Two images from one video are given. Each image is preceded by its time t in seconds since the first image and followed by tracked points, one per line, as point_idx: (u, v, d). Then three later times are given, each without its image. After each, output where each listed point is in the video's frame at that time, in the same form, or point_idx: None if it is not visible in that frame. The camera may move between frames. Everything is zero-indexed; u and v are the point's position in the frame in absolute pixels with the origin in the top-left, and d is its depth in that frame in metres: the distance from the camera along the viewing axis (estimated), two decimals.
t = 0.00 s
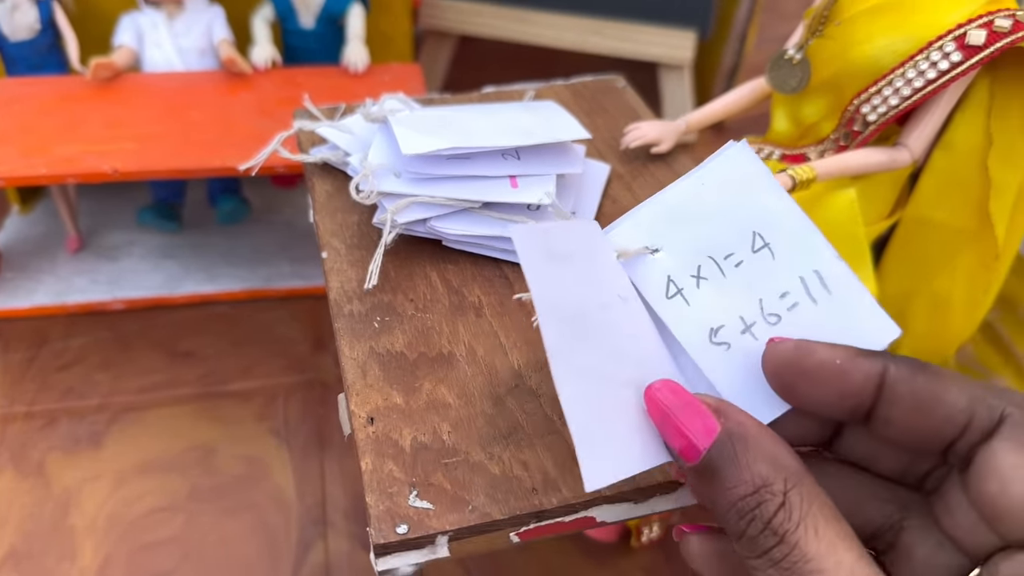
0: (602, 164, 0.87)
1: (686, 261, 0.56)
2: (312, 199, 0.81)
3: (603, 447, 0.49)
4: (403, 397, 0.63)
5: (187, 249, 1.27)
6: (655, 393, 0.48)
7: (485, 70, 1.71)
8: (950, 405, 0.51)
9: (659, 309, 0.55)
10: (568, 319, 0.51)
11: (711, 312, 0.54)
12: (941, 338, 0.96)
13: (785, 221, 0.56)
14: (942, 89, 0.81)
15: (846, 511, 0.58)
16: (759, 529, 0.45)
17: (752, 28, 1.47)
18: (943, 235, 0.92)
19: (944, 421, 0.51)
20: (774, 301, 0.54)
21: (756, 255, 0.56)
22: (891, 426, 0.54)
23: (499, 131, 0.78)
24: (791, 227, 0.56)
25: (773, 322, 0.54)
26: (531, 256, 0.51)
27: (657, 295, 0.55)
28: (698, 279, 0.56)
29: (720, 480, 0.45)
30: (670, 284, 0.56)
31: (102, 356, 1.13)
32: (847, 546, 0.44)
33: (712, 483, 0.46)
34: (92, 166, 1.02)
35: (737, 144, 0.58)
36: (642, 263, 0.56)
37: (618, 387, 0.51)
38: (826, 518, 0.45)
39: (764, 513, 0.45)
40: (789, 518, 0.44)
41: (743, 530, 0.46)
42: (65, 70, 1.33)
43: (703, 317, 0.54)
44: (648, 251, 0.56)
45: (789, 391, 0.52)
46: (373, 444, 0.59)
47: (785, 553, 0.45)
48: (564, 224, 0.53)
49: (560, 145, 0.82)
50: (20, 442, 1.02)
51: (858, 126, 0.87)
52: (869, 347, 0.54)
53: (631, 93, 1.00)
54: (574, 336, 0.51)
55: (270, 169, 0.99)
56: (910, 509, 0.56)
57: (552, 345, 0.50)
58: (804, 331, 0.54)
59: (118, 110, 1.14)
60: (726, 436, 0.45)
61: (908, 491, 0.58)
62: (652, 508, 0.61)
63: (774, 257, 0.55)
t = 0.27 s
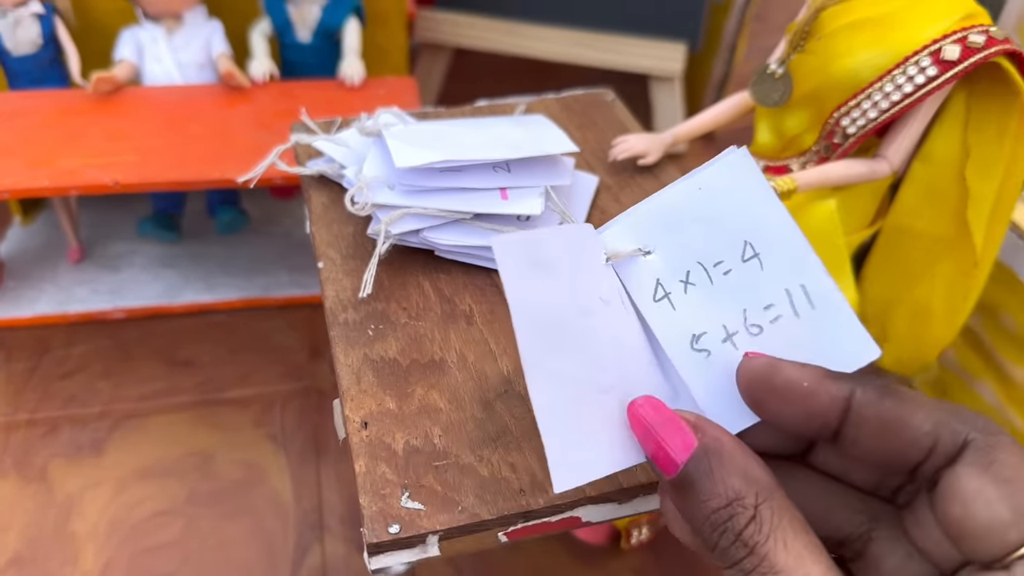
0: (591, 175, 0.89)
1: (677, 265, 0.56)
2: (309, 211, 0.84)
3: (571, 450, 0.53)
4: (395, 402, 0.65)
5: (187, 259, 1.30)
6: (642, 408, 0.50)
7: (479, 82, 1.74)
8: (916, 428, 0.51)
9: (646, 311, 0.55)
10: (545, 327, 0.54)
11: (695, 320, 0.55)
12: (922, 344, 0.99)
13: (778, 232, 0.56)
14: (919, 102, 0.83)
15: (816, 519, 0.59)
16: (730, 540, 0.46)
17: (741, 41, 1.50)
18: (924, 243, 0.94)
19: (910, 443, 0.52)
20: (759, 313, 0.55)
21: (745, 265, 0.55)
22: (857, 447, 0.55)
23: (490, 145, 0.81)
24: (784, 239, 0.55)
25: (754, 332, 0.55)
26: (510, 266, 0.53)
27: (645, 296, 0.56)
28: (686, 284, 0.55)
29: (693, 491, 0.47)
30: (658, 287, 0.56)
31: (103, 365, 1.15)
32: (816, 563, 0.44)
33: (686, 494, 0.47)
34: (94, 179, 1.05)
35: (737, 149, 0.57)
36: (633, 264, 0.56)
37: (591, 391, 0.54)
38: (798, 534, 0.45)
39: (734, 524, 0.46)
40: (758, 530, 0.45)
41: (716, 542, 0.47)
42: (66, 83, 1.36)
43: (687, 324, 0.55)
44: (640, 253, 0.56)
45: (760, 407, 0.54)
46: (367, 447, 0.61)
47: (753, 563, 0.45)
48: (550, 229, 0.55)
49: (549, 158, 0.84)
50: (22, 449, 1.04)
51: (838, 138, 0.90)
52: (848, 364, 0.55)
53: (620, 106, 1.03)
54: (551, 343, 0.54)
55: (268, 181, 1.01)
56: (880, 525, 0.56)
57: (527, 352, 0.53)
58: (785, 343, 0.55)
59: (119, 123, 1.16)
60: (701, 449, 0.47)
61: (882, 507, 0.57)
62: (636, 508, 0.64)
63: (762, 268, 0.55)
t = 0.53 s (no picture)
0: (580, 189, 0.92)
1: (659, 269, 0.58)
2: (307, 223, 0.87)
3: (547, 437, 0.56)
4: (390, 405, 0.68)
5: (187, 270, 1.33)
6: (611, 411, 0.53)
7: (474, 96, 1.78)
8: (869, 437, 0.55)
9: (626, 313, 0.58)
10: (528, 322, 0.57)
11: (671, 323, 0.58)
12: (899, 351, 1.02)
13: (755, 246, 0.59)
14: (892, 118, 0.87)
15: (780, 517, 0.63)
16: (690, 535, 0.49)
17: (728, 56, 1.54)
18: (900, 253, 0.98)
19: (862, 452, 0.55)
20: (731, 321, 0.59)
21: (721, 275, 0.59)
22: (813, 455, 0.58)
23: (481, 160, 0.85)
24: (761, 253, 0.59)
25: (725, 339, 0.59)
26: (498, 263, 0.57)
27: (625, 298, 0.59)
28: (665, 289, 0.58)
29: (658, 490, 0.50)
30: (638, 290, 0.58)
31: (106, 373, 1.18)
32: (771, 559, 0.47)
33: (651, 494, 0.50)
34: (98, 193, 1.08)
35: (723, 164, 0.60)
36: (617, 267, 0.59)
37: (570, 386, 0.57)
38: (755, 531, 0.48)
39: (695, 521, 0.49)
40: (716, 527, 0.48)
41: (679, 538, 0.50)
42: (70, 99, 1.40)
43: (662, 326, 0.58)
44: (624, 257, 0.59)
45: (726, 413, 0.56)
46: (362, 449, 0.64)
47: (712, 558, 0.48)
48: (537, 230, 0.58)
49: (538, 173, 0.88)
50: (28, 455, 1.07)
51: (814, 153, 0.93)
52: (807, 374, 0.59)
53: (608, 121, 1.07)
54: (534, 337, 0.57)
55: (268, 195, 1.05)
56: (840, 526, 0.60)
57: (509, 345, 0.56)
58: (751, 353, 0.59)
59: (123, 138, 1.20)
60: (666, 450, 0.50)
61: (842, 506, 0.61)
62: (618, 505, 0.67)
63: (738, 279, 0.59)
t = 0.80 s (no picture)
0: (569, 203, 0.95)
1: (648, 272, 0.62)
2: (303, 237, 0.90)
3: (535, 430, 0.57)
4: (382, 414, 0.70)
5: (186, 282, 1.35)
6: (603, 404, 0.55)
7: (468, 111, 1.81)
8: (840, 437, 0.57)
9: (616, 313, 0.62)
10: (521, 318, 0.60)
11: (657, 323, 0.61)
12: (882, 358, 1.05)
13: (743, 255, 0.60)
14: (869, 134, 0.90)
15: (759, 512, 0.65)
16: (672, 523, 0.51)
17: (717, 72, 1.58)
18: (882, 264, 1.01)
19: (832, 452, 0.58)
20: (715, 325, 0.60)
21: (709, 281, 0.61)
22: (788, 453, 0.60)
23: (472, 176, 0.87)
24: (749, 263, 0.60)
25: (708, 342, 0.60)
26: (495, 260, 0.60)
27: (615, 298, 0.62)
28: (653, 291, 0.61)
29: (643, 480, 0.52)
30: (628, 291, 0.62)
31: (106, 384, 1.21)
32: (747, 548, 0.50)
33: (636, 482, 0.52)
34: (99, 207, 1.10)
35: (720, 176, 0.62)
36: (611, 268, 0.63)
37: (560, 382, 0.59)
38: (733, 521, 0.51)
39: (677, 510, 0.51)
40: (698, 516, 0.51)
41: (660, 525, 0.52)
42: (71, 115, 1.43)
43: (649, 326, 0.61)
44: (616, 258, 0.62)
45: (702, 409, 0.58)
46: (355, 455, 0.67)
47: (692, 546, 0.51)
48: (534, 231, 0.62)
49: (527, 187, 0.90)
50: (29, 464, 1.09)
51: (795, 167, 0.96)
52: (789, 381, 0.61)
53: (597, 137, 1.10)
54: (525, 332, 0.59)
55: (265, 209, 1.08)
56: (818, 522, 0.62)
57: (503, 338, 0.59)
58: (733, 356, 0.60)
59: (123, 153, 1.22)
60: (654, 442, 0.52)
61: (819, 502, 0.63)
62: (602, 509, 0.70)
63: (724, 286, 0.61)
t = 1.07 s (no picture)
0: (563, 218, 0.98)
1: (637, 282, 0.64)
2: (305, 251, 0.92)
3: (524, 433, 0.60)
4: (382, 423, 0.72)
5: (188, 295, 1.38)
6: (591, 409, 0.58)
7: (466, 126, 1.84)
8: (817, 442, 0.59)
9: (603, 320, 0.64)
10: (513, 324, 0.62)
11: (644, 331, 0.63)
12: (870, 368, 1.07)
13: (726, 267, 0.63)
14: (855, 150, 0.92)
15: (744, 514, 0.67)
16: (653, 525, 0.53)
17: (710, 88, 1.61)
18: (870, 276, 1.03)
19: (809, 456, 0.60)
20: (700, 334, 0.63)
21: (694, 291, 0.63)
22: (767, 457, 0.63)
23: (469, 191, 0.90)
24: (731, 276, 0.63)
25: (693, 350, 0.62)
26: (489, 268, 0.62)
27: (604, 306, 0.64)
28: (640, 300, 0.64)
29: (626, 484, 0.54)
30: (617, 299, 0.64)
31: (110, 395, 1.23)
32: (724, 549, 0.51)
33: (620, 486, 0.55)
34: (105, 222, 1.13)
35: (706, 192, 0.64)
36: (599, 277, 0.65)
37: (551, 387, 0.62)
38: (712, 523, 0.53)
39: (658, 512, 0.53)
40: (677, 518, 0.53)
41: (643, 528, 0.54)
42: (76, 131, 1.45)
43: (636, 334, 0.63)
44: (605, 268, 0.64)
45: (687, 414, 0.61)
46: (356, 463, 0.69)
47: (671, 547, 0.52)
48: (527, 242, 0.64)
49: (523, 202, 0.93)
50: (34, 474, 1.11)
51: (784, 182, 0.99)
52: (771, 388, 0.63)
53: (592, 153, 1.12)
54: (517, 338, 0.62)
55: (268, 224, 1.10)
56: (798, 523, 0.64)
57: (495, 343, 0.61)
58: (717, 363, 0.63)
59: (127, 169, 1.25)
60: (636, 447, 0.55)
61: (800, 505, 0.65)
62: (596, 515, 0.72)
63: (709, 296, 0.63)
